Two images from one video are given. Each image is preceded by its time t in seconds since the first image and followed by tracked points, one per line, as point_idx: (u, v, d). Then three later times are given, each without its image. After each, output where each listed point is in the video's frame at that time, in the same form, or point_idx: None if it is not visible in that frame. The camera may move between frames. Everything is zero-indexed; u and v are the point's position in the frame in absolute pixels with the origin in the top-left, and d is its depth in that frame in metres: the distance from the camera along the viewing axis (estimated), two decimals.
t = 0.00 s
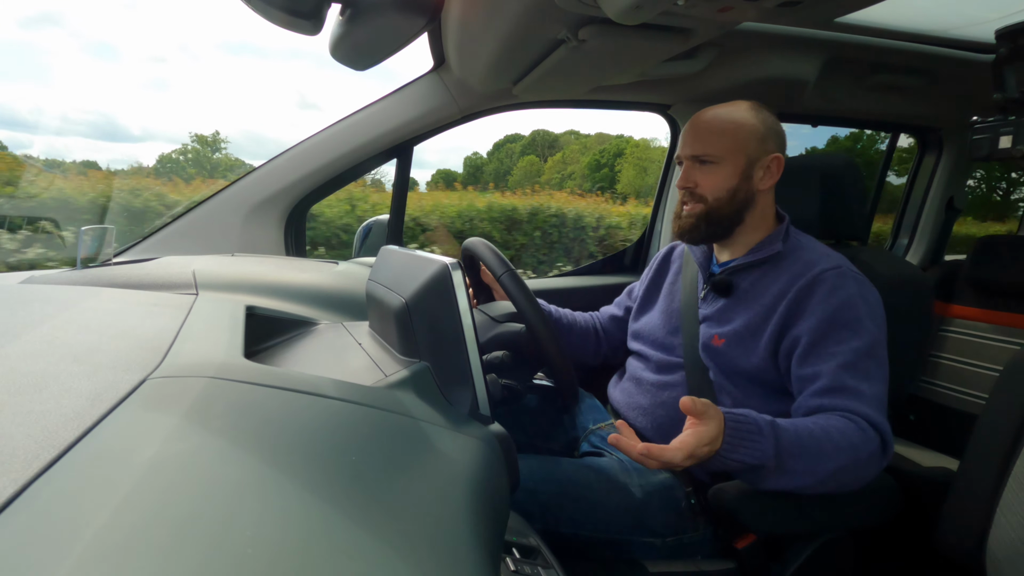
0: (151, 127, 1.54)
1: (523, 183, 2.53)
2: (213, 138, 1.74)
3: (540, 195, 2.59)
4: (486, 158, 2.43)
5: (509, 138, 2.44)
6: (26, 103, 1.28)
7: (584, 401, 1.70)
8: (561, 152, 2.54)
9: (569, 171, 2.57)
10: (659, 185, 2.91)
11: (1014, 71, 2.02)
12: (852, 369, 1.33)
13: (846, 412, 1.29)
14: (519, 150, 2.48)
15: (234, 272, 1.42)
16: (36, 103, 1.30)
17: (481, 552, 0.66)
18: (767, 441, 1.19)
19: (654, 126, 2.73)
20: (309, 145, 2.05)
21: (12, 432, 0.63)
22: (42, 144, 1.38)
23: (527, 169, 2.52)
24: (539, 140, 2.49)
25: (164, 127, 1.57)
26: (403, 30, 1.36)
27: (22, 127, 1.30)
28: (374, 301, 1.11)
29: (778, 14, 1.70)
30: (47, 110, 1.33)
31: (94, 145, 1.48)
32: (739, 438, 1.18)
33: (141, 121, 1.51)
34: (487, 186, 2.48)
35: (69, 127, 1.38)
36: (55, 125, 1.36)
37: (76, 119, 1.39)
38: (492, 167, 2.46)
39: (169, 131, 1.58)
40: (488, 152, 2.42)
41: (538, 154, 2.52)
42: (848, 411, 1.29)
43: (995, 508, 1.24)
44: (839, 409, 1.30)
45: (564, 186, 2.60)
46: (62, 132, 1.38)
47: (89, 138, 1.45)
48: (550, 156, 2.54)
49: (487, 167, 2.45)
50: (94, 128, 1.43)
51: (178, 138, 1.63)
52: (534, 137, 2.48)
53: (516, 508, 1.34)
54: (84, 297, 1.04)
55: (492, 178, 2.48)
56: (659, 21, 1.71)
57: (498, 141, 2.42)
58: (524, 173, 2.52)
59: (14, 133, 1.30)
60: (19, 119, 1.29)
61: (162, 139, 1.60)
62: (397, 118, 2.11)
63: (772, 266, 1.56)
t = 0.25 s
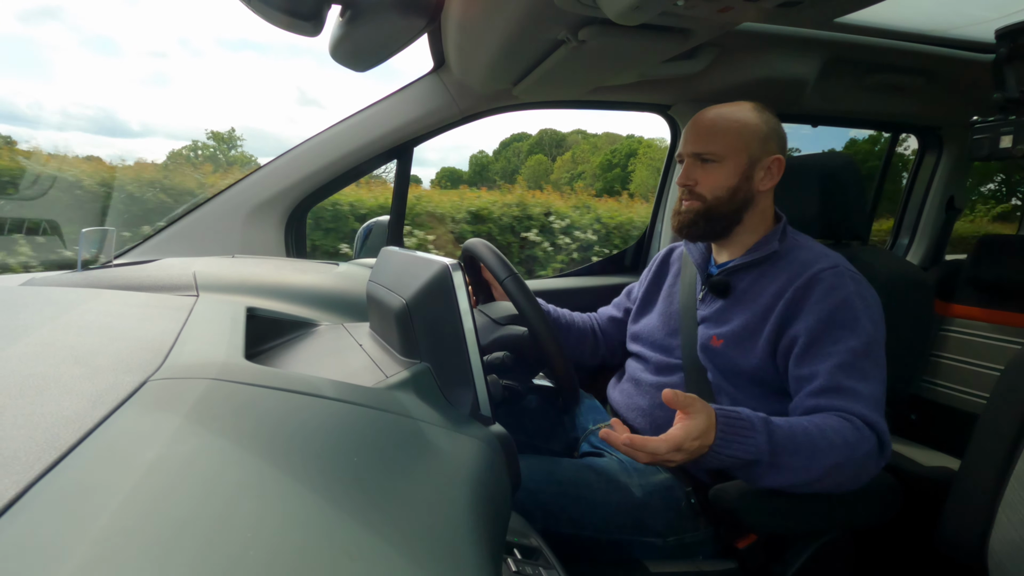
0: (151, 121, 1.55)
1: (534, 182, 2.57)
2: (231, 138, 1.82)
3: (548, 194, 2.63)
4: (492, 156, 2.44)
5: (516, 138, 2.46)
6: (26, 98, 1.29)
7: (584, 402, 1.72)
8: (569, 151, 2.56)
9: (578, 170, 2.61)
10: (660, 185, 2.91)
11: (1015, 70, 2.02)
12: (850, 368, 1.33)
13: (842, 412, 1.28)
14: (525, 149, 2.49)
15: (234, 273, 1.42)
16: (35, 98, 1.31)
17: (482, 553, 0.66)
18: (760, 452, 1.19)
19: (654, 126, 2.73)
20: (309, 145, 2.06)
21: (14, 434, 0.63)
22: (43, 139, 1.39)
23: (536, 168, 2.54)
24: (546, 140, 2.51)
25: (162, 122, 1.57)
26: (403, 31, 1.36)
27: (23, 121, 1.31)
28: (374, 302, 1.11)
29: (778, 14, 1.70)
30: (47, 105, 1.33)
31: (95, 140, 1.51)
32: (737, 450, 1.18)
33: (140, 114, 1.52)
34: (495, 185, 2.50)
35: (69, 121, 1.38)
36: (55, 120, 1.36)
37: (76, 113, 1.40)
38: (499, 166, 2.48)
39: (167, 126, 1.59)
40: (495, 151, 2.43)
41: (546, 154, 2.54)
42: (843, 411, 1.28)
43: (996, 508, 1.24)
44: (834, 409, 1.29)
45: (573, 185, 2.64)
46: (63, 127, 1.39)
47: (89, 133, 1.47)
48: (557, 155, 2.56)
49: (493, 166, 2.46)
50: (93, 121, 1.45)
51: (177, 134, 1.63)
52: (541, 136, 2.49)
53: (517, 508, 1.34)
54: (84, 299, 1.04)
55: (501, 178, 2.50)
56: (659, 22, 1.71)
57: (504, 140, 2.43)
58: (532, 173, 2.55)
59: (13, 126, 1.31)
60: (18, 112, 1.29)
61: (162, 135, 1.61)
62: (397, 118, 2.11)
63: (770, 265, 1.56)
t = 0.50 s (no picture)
0: (151, 126, 1.52)
1: (545, 181, 2.61)
2: (247, 142, 1.86)
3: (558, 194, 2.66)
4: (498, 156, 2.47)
5: (522, 138, 2.49)
6: (27, 102, 1.27)
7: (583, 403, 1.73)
8: (576, 152, 2.59)
9: (588, 171, 2.65)
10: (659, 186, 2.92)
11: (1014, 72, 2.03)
12: (842, 368, 1.33)
13: (836, 412, 1.29)
14: (532, 150, 2.53)
15: (234, 273, 1.42)
16: (36, 103, 1.29)
17: (481, 554, 0.66)
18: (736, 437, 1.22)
19: (654, 127, 2.73)
20: (309, 146, 2.06)
21: (12, 433, 0.63)
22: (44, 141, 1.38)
23: (544, 168, 2.58)
24: (552, 141, 2.54)
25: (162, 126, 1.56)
26: (403, 31, 1.36)
27: (21, 125, 1.30)
28: (373, 302, 1.11)
29: (778, 16, 1.70)
30: (47, 110, 1.32)
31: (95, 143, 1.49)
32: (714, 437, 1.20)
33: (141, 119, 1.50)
34: (503, 184, 2.54)
35: (69, 126, 1.37)
36: (55, 125, 1.35)
37: (76, 118, 1.37)
38: (506, 166, 2.52)
39: (168, 130, 1.57)
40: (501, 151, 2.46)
41: (553, 154, 2.58)
42: (836, 411, 1.29)
43: (995, 510, 1.24)
44: (825, 408, 1.30)
45: (582, 186, 2.68)
46: (62, 131, 1.37)
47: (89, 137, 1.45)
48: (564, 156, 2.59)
49: (501, 166, 2.49)
50: (93, 126, 1.42)
51: (177, 138, 1.62)
52: (548, 137, 2.53)
53: (515, 509, 1.34)
54: (84, 298, 1.04)
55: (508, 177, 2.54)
56: (659, 23, 1.72)
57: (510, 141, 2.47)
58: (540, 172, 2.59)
59: (11, 130, 1.30)
60: (18, 118, 1.28)
61: (162, 139, 1.59)
62: (397, 118, 2.11)
63: (767, 266, 1.56)
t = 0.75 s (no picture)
0: (150, 133, 1.54)
1: (553, 185, 2.67)
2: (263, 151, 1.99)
3: (564, 199, 2.73)
4: (502, 162, 2.52)
5: (528, 145, 2.51)
6: (27, 111, 1.28)
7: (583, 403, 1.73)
8: (583, 158, 2.64)
9: (596, 176, 2.70)
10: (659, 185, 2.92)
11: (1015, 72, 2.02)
12: (832, 363, 1.33)
13: (819, 404, 1.30)
14: (538, 156, 2.57)
15: (235, 273, 1.42)
16: (36, 111, 1.29)
17: (481, 553, 0.66)
18: (709, 402, 1.23)
19: (654, 127, 2.73)
20: (310, 146, 2.05)
21: (12, 432, 0.63)
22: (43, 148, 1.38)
23: (551, 173, 2.62)
24: (559, 147, 2.58)
25: (162, 134, 1.57)
26: (404, 31, 1.36)
27: (20, 133, 1.30)
28: (374, 301, 1.11)
29: (779, 15, 1.70)
30: (47, 117, 1.32)
31: (94, 152, 1.48)
32: (687, 400, 1.21)
33: (140, 126, 1.51)
34: (509, 190, 2.60)
35: (69, 134, 1.36)
36: (54, 133, 1.34)
37: (76, 126, 1.37)
38: (512, 172, 2.56)
39: (167, 137, 1.58)
40: (507, 156, 2.50)
41: (560, 160, 2.61)
42: (820, 402, 1.30)
43: (995, 510, 1.24)
44: (809, 400, 1.32)
45: (591, 191, 2.74)
46: (61, 140, 1.37)
47: (88, 145, 1.44)
48: (571, 161, 2.63)
49: (505, 171, 2.54)
50: (94, 133, 1.42)
51: (176, 146, 1.62)
52: (554, 144, 2.55)
53: (516, 509, 1.34)
54: (84, 298, 1.04)
55: (513, 182, 2.60)
56: (659, 22, 1.71)
57: (516, 148, 2.49)
58: (547, 177, 2.63)
59: (10, 138, 1.30)
60: (17, 125, 1.28)
61: (161, 147, 1.60)
62: (397, 118, 2.11)
63: (768, 263, 1.56)
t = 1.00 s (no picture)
0: (150, 134, 1.54)
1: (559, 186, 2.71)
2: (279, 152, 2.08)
3: (568, 202, 2.79)
4: (508, 166, 2.54)
5: (535, 149, 2.53)
6: (27, 113, 1.28)
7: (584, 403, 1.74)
8: (590, 162, 2.70)
9: (602, 178, 2.77)
10: (659, 185, 2.92)
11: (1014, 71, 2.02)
12: (794, 349, 1.38)
13: (769, 383, 1.36)
14: (547, 159, 2.60)
15: (234, 273, 1.42)
16: (36, 113, 1.30)
17: (481, 553, 0.66)
18: (651, 362, 1.32)
19: (653, 126, 2.73)
20: (309, 146, 2.05)
21: (12, 434, 0.63)
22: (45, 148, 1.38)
23: (557, 176, 2.68)
24: (566, 150, 2.62)
25: (162, 135, 1.57)
26: (403, 31, 1.36)
27: (21, 136, 1.30)
28: (374, 302, 1.10)
29: (777, 14, 1.70)
30: (47, 119, 1.32)
31: (94, 153, 1.49)
32: (629, 357, 1.30)
33: (141, 127, 1.52)
34: (516, 193, 2.63)
35: (70, 136, 1.37)
36: (54, 134, 1.35)
37: (76, 128, 1.38)
38: (519, 175, 2.59)
39: (167, 139, 1.58)
40: (511, 160, 2.52)
41: (566, 163, 2.66)
42: (770, 382, 1.36)
43: (995, 508, 1.24)
44: (760, 379, 1.37)
45: (595, 193, 2.81)
46: (61, 142, 1.37)
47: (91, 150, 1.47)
48: (579, 164, 2.69)
49: (512, 175, 2.56)
50: (94, 136, 1.43)
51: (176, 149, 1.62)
52: (559, 147, 2.58)
53: (516, 509, 1.34)
54: (85, 299, 1.04)
55: (521, 185, 2.62)
56: (659, 22, 1.71)
57: (522, 151, 2.50)
58: (553, 180, 2.68)
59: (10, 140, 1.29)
60: (19, 128, 1.29)
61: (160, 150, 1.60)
62: (396, 119, 2.11)
63: (766, 261, 1.56)
